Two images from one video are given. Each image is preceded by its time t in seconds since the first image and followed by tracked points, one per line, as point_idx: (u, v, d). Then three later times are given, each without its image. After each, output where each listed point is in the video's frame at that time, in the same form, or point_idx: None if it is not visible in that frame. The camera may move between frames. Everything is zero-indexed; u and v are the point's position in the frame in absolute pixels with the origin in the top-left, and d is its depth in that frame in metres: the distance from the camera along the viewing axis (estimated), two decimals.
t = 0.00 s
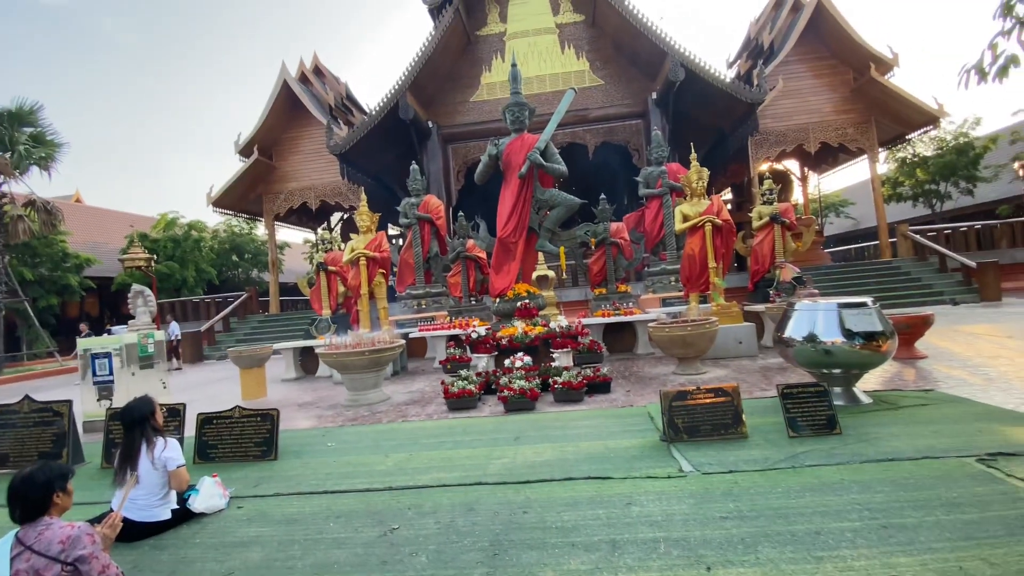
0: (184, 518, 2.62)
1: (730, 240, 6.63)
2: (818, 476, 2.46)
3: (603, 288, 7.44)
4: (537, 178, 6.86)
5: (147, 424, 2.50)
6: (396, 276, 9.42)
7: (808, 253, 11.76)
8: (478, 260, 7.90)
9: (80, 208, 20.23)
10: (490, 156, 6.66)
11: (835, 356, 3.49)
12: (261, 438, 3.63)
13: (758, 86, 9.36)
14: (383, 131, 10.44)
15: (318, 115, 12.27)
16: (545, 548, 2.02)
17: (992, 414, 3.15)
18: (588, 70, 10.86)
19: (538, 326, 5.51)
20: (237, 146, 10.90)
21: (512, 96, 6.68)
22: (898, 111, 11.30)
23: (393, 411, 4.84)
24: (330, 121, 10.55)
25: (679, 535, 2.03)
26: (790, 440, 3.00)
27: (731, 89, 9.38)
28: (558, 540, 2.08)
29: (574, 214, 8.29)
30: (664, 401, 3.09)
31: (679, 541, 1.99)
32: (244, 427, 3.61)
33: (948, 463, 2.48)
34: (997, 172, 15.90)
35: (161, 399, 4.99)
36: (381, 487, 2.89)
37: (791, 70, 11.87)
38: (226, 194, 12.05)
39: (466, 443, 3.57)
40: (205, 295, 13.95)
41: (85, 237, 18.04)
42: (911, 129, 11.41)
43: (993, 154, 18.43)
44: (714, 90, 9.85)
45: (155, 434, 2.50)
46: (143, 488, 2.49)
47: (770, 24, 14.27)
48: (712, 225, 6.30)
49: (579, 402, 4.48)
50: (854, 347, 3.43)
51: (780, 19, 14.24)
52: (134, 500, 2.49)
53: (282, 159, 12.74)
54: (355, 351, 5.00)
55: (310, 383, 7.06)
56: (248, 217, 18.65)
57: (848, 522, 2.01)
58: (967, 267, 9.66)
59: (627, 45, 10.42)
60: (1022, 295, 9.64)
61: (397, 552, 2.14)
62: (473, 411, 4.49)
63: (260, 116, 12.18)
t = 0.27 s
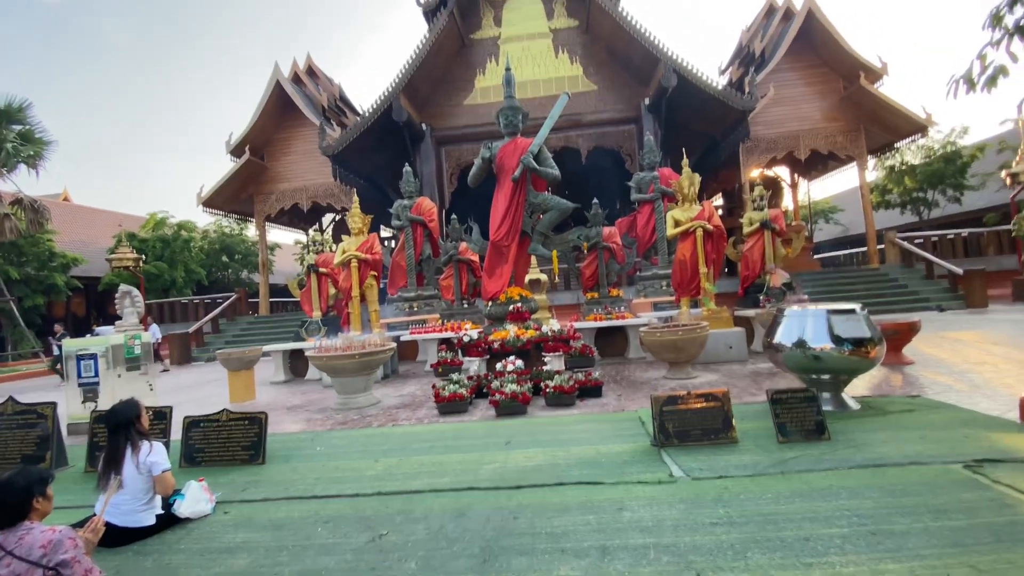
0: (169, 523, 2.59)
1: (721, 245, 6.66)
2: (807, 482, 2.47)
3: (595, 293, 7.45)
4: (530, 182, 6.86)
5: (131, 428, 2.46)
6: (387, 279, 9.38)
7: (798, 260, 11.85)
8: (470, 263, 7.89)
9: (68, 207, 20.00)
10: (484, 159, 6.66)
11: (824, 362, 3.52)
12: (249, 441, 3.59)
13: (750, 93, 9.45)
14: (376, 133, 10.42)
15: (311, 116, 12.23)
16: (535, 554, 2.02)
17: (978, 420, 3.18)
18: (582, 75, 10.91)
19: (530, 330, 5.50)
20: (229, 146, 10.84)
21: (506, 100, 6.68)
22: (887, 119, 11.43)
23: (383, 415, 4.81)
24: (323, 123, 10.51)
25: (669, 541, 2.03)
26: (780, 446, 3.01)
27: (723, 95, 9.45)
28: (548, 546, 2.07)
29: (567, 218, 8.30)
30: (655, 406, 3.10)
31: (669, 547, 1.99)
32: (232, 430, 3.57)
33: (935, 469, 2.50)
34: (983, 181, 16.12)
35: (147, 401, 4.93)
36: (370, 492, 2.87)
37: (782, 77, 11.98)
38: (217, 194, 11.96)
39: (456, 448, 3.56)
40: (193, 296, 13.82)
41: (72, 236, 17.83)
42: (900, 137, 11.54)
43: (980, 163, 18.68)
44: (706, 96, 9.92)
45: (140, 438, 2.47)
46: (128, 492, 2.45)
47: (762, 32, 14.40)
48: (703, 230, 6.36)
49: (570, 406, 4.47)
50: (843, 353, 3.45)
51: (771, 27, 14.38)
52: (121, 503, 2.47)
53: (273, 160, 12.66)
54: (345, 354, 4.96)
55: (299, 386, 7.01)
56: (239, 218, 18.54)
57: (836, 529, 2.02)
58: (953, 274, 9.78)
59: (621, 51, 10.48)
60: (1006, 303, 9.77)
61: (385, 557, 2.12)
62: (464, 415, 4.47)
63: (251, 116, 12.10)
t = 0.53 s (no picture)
0: (163, 529, 2.57)
1: (716, 253, 6.69)
2: (802, 490, 2.48)
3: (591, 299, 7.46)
4: (527, 189, 6.88)
5: (126, 434, 2.45)
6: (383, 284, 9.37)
7: (792, 267, 11.94)
8: (467, 269, 7.90)
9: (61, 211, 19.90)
10: (480, 166, 6.69)
11: (818, 370, 3.54)
12: (243, 448, 3.57)
13: (745, 103, 9.52)
14: (373, 139, 10.44)
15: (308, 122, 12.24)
16: (531, 562, 2.02)
17: (970, 428, 3.21)
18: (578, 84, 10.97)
19: (526, 336, 5.51)
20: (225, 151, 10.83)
21: (503, 108, 6.72)
22: (880, 130, 11.55)
23: (378, 422, 4.80)
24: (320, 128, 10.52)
25: (664, 548, 2.03)
26: (774, 453, 3.02)
27: (718, 105, 9.53)
28: (544, 554, 2.07)
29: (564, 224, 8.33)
30: (651, 413, 3.11)
31: (664, 554, 1.99)
32: (226, 436, 3.55)
33: (928, 477, 2.52)
34: (975, 191, 16.27)
35: (140, 407, 4.90)
36: (365, 499, 2.86)
37: (776, 87, 12.09)
38: (212, 199, 11.94)
39: (451, 455, 3.55)
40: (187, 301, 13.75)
41: (65, 240, 17.72)
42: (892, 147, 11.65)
43: (972, 173, 18.85)
44: (702, 105, 10.00)
45: (135, 444, 2.45)
46: (121, 499, 2.44)
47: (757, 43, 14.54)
48: (697, 238, 6.39)
49: (566, 413, 4.47)
50: (837, 360, 3.47)
51: (766, 37, 14.53)
52: (112, 508, 2.45)
53: (270, 164, 12.65)
54: (340, 360, 4.95)
55: (293, 392, 6.98)
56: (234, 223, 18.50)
57: (831, 536, 2.03)
58: (945, 283, 9.85)
59: (617, 60, 10.57)
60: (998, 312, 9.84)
61: (380, 565, 2.11)
62: (459, 422, 4.46)
63: (248, 121, 12.10)
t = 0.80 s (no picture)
0: (152, 527, 2.55)
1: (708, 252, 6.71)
2: (792, 487, 2.50)
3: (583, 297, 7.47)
4: (520, 186, 6.87)
5: (115, 431, 2.43)
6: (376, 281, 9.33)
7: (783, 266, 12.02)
8: (460, 266, 7.88)
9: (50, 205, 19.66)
10: (474, 163, 6.67)
11: (809, 368, 3.56)
12: (233, 445, 3.55)
13: (738, 102, 9.55)
14: (366, 134, 10.38)
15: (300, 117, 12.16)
16: (523, 559, 2.02)
17: (958, 427, 3.24)
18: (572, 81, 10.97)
19: (519, 334, 5.51)
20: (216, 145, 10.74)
21: (497, 105, 6.70)
22: (871, 130, 11.62)
23: (370, 419, 4.78)
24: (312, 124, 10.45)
25: (656, 545, 2.04)
26: (765, 450, 3.04)
27: (711, 103, 9.55)
28: (536, 551, 2.07)
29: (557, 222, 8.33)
30: (642, 411, 3.12)
31: (656, 551, 2.00)
32: (216, 434, 3.53)
33: (917, 474, 2.55)
34: (964, 191, 16.42)
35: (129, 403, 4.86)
36: (357, 497, 2.84)
37: (769, 87, 12.14)
38: (203, 194, 11.83)
39: (443, 453, 3.54)
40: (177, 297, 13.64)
41: (53, 235, 17.51)
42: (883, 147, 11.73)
43: (961, 173, 19.02)
44: (695, 104, 10.03)
45: (124, 441, 2.43)
46: (111, 496, 2.42)
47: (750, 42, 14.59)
48: (690, 237, 6.40)
49: (558, 411, 4.48)
50: (827, 359, 3.50)
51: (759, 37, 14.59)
52: (103, 506, 2.43)
53: (261, 160, 12.56)
54: (332, 357, 4.93)
55: (285, 389, 6.94)
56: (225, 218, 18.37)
57: (821, 533, 2.04)
58: (934, 282, 9.93)
59: (611, 58, 10.57)
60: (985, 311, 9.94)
61: (372, 564, 2.10)
62: (452, 420, 4.45)
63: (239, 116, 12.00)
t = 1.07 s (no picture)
0: (152, 528, 2.56)
1: (706, 252, 6.73)
2: (789, 486, 2.51)
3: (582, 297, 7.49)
4: (519, 186, 6.88)
5: (114, 432, 2.44)
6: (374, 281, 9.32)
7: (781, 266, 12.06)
8: (459, 266, 7.89)
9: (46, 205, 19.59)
10: (473, 163, 6.69)
11: (806, 367, 3.58)
12: (233, 445, 3.56)
13: (735, 102, 9.57)
14: (364, 134, 10.39)
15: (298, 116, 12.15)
16: (523, 558, 2.03)
17: (953, 425, 3.26)
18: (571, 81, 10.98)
19: (518, 333, 5.52)
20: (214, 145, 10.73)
21: (495, 104, 6.71)
22: (868, 130, 11.66)
23: (369, 419, 4.80)
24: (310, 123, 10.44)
25: (655, 544, 2.06)
26: (762, 449, 3.06)
27: (708, 103, 9.58)
28: (535, 551, 2.09)
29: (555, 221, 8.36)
30: (641, 410, 3.14)
31: (655, 550, 2.02)
32: (216, 434, 3.54)
33: (913, 472, 2.57)
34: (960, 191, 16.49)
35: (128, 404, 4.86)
36: (357, 496, 2.86)
37: (767, 87, 12.17)
38: (200, 194, 11.82)
39: (442, 452, 3.55)
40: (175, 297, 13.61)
41: (49, 235, 17.45)
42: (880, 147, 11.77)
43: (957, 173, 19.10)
44: (693, 104, 10.05)
45: (123, 442, 2.44)
46: (110, 497, 2.43)
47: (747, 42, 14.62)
48: (688, 237, 6.43)
49: (557, 410, 4.50)
50: (824, 358, 3.52)
51: (757, 37, 14.63)
52: (102, 508, 2.43)
53: (259, 159, 12.55)
54: (331, 358, 4.94)
55: (284, 389, 6.95)
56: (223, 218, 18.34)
57: (817, 531, 2.07)
58: (930, 281, 9.97)
59: (609, 58, 10.60)
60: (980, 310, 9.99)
61: (373, 563, 2.12)
62: (450, 419, 4.47)
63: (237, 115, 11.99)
